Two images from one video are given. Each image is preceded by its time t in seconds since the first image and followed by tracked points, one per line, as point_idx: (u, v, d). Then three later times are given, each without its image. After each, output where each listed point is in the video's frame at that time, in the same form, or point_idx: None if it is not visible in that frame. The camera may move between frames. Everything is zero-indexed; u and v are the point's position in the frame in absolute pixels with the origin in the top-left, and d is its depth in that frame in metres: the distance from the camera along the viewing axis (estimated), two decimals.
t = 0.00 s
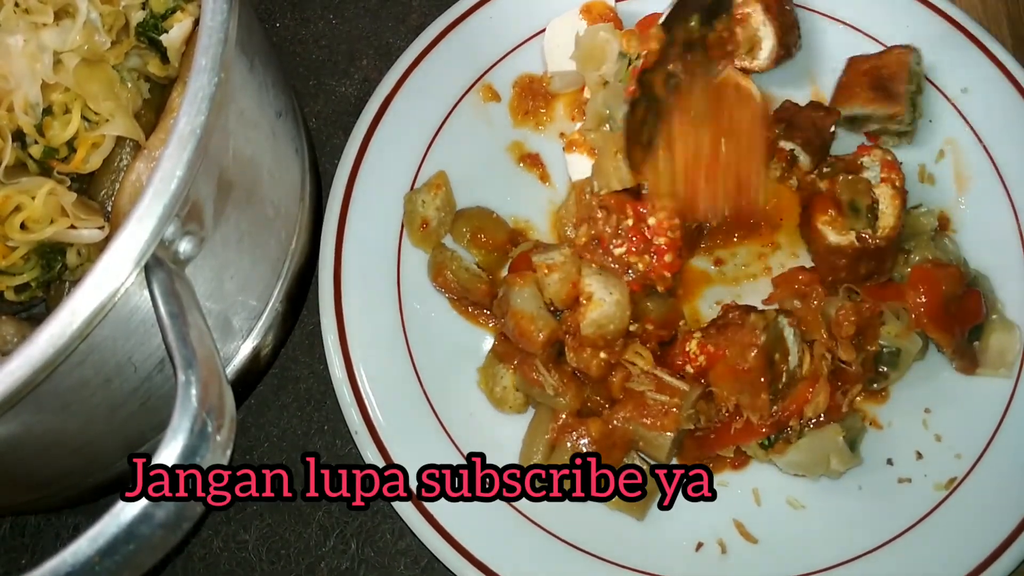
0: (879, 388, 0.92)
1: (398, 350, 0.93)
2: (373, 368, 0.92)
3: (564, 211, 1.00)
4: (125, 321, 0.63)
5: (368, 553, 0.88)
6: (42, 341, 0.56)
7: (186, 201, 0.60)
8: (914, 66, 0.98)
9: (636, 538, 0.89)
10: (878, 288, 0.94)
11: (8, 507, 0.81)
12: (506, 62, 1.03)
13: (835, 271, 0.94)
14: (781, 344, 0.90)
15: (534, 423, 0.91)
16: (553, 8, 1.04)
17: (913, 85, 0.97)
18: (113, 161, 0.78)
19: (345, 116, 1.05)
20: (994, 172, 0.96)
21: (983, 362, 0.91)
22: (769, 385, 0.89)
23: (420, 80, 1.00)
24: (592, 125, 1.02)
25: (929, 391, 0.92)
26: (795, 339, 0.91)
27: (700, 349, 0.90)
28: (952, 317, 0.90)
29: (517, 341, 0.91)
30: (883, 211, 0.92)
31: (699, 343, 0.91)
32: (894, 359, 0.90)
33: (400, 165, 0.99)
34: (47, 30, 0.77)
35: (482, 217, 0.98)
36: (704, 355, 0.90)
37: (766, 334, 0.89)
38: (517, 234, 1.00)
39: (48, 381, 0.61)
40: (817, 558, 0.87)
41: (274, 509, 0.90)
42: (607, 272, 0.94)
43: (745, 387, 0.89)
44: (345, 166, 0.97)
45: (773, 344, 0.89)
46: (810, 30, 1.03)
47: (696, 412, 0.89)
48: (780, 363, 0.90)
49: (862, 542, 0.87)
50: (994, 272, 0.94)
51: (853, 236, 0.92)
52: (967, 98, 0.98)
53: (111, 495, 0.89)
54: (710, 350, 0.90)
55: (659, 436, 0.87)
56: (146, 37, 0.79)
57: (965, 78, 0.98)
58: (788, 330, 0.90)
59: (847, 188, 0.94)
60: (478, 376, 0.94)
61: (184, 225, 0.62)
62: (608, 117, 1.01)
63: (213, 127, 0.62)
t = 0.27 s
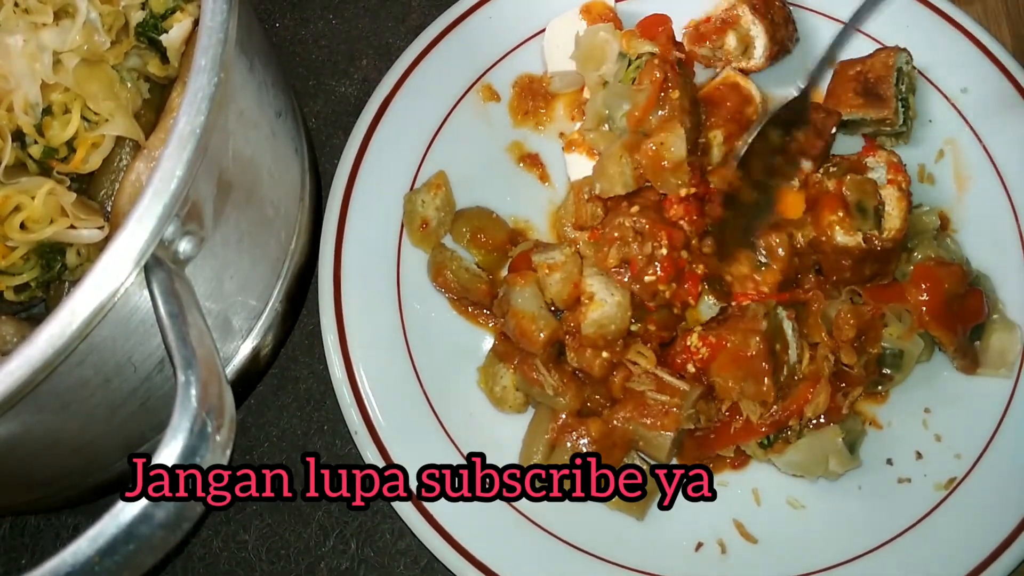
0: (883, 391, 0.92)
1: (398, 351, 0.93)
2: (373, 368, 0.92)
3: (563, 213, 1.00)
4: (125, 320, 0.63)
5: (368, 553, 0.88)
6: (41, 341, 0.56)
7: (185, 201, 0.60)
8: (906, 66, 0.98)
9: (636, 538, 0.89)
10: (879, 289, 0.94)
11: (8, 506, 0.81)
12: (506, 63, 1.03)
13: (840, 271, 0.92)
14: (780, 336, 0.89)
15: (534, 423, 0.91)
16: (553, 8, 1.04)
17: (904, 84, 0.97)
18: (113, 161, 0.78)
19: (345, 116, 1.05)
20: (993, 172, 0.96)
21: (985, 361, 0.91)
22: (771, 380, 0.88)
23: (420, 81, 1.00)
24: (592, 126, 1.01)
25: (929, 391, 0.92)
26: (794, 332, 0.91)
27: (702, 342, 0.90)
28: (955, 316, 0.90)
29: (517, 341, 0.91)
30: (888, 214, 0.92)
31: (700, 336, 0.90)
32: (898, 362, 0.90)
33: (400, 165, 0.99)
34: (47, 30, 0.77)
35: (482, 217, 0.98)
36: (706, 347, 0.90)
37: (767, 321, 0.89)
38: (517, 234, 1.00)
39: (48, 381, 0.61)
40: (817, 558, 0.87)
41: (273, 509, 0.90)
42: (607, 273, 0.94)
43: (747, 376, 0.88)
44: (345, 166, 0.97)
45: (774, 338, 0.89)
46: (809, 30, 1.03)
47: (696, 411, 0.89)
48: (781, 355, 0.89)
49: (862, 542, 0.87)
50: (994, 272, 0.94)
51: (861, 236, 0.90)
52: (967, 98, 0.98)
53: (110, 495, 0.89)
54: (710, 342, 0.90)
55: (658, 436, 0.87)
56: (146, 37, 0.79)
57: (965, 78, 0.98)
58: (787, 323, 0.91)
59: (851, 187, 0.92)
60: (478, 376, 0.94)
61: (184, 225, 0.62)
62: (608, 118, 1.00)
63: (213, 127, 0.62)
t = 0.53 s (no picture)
0: (881, 391, 0.92)
1: (397, 350, 0.93)
2: (372, 367, 0.92)
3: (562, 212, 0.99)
4: (124, 319, 0.62)
5: (367, 552, 0.88)
6: (40, 340, 0.56)
7: (184, 200, 0.60)
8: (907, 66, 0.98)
9: (635, 537, 0.89)
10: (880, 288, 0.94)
11: (7, 506, 0.81)
12: (505, 61, 1.03)
13: (841, 271, 0.92)
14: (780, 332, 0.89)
15: (534, 423, 0.91)
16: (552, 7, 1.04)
17: (904, 82, 0.97)
18: (111, 160, 0.78)
19: (344, 115, 1.05)
20: (993, 171, 0.96)
21: (985, 361, 0.91)
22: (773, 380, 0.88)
23: (419, 79, 1.00)
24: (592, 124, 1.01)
25: (928, 391, 0.92)
26: (793, 328, 0.91)
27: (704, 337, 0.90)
28: (954, 315, 0.90)
29: (516, 340, 0.91)
30: (888, 214, 0.92)
31: (700, 332, 0.90)
32: (897, 360, 0.90)
33: (399, 164, 0.98)
34: (44, 28, 0.77)
35: (481, 216, 0.97)
36: (706, 342, 0.90)
37: (766, 316, 0.89)
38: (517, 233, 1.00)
39: (46, 380, 0.61)
40: (816, 557, 0.87)
41: (272, 508, 0.90)
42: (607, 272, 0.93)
43: (747, 372, 0.88)
44: (344, 165, 0.97)
45: (774, 334, 0.88)
46: (809, 29, 1.03)
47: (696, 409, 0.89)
48: (781, 350, 0.89)
49: (861, 541, 0.87)
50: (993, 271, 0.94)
51: (861, 236, 0.91)
52: (967, 97, 0.98)
53: (109, 494, 0.89)
54: (711, 339, 0.90)
55: (658, 435, 0.87)
56: (144, 35, 0.79)
57: (964, 77, 0.98)
58: (785, 319, 0.90)
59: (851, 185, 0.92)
60: (478, 374, 0.94)
61: (183, 224, 0.62)
62: (608, 116, 1.00)
63: (212, 125, 0.62)
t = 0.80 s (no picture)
0: (884, 391, 0.92)
1: (398, 351, 0.93)
2: (374, 368, 0.92)
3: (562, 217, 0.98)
4: (126, 321, 0.63)
5: (369, 553, 0.88)
6: (43, 342, 0.56)
7: (187, 202, 0.60)
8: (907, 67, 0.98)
9: (636, 538, 0.89)
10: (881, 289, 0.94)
11: (10, 506, 0.81)
12: (507, 63, 1.03)
13: (842, 272, 0.93)
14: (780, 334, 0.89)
15: (535, 424, 0.91)
16: (554, 9, 1.04)
17: (904, 84, 0.97)
18: (114, 162, 0.78)
19: (346, 117, 1.06)
20: (994, 172, 0.96)
21: (986, 362, 0.91)
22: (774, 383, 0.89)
23: (421, 81, 1.00)
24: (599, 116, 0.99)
25: (929, 392, 0.92)
26: (793, 330, 0.91)
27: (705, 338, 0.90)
28: (956, 316, 0.90)
29: (517, 341, 0.91)
30: (890, 216, 0.92)
31: (703, 333, 0.90)
32: (898, 362, 0.90)
33: (401, 166, 0.99)
34: (48, 31, 0.77)
35: (482, 218, 0.97)
36: (709, 343, 0.90)
37: (767, 316, 0.89)
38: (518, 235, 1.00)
39: (49, 382, 0.61)
40: (817, 558, 0.87)
41: (274, 509, 0.90)
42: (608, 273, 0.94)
43: (749, 372, 0.88)
44: (346, 167, 0.97)
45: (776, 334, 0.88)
46: (809, 31, 1.03)
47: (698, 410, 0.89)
48: (784, 352, 0.90)
49: (862, 543, 0.87)
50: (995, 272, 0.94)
51: (863, 238, 0.90)
52: (967, 99, 0.98)
53: (112, 495, 0.89)
54: (712, 340, 0.90)
55: (658, 436, 0.87)
56: (148, 38, 0.79)
57: (965, 79, 0.98)
58: (787, 320, 0.90)
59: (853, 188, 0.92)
60: (479, 376, 0.94)
61: (186, 226, 0.62)
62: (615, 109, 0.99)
63: (214, 127, 0.62)
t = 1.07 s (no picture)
0: (884, 392, 0.92)
1: (399, 352, 0.93)
2: (374, 369, 0.92)
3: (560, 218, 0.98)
4: (126, 322, 0.63)
5: (369, 554, 0.88)
6: (43, 343, 0.56)
7: (187, 203, 0.60)
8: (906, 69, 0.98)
9: (636, 539, 0.89)
10: (881, 290, 0.94)
11: (10, 508, 0.81)
12: (507, 65, 1.03)
13: (842, 274, 0.93)
14: (781, 334, 0.89)
15: (535, 424, 0.91)
16: (554, 10, 1.04)
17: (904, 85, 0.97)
18: (114, 164, 0.78)
19: (346, 118, 1.06)
20: (994, 173, 0.96)
21: (986, 363, 0.91)
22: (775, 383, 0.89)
23: (421, 83, 1.01)
24: (602, 119, 0.99)
25: (929, 393, 0.92)
26: (793, 332, 0.91)
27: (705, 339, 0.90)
28: (957, 317, 0.90)
29: (518, 342, 0.91)
30: (890, 216, 0.92)
31: (703, 334, 0.90)
32: (898, 362, 0.90)
33: (401, 167, 0.99)
34: (49, 33, 0.77)
35: (482, 219, 0.97)
36: (710, 343, 0.90)
37: (769, 318, 0.89)
38: (518, 236, 1.00)
39: (50, 383, 0.61)
40: (817, 559, 0.87)
41: (274, 510, 0.90)
42: (608, 274, 0.94)
43: (749, 372, 0.88)
44: (346, 168, 0.97)
45: (777, 334, 0.89)
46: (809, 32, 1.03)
47: (698, 412, 0.89)
48: (784, 352, 0.89)
49: (862, 543, 0.87)
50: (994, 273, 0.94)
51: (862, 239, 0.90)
52: (967, 99, 0.98)
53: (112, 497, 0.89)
54: (712, 341, 0.90)
55: (658, 437, 0.87)
56: (148, 39, 0.79)
57: (964, 80, 0.99)
58: (786, 322, 0.90)
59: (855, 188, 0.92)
60: (479, 376, 0.94)
61: (185, 227, 0.62)
62: (617, 113, 0.98)
63: (214, 129, 0.62)
